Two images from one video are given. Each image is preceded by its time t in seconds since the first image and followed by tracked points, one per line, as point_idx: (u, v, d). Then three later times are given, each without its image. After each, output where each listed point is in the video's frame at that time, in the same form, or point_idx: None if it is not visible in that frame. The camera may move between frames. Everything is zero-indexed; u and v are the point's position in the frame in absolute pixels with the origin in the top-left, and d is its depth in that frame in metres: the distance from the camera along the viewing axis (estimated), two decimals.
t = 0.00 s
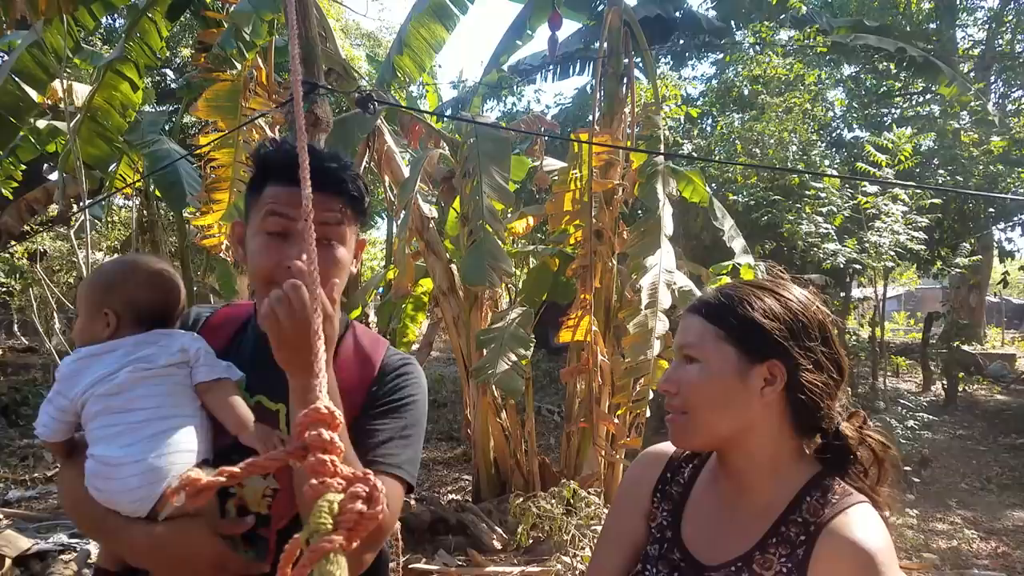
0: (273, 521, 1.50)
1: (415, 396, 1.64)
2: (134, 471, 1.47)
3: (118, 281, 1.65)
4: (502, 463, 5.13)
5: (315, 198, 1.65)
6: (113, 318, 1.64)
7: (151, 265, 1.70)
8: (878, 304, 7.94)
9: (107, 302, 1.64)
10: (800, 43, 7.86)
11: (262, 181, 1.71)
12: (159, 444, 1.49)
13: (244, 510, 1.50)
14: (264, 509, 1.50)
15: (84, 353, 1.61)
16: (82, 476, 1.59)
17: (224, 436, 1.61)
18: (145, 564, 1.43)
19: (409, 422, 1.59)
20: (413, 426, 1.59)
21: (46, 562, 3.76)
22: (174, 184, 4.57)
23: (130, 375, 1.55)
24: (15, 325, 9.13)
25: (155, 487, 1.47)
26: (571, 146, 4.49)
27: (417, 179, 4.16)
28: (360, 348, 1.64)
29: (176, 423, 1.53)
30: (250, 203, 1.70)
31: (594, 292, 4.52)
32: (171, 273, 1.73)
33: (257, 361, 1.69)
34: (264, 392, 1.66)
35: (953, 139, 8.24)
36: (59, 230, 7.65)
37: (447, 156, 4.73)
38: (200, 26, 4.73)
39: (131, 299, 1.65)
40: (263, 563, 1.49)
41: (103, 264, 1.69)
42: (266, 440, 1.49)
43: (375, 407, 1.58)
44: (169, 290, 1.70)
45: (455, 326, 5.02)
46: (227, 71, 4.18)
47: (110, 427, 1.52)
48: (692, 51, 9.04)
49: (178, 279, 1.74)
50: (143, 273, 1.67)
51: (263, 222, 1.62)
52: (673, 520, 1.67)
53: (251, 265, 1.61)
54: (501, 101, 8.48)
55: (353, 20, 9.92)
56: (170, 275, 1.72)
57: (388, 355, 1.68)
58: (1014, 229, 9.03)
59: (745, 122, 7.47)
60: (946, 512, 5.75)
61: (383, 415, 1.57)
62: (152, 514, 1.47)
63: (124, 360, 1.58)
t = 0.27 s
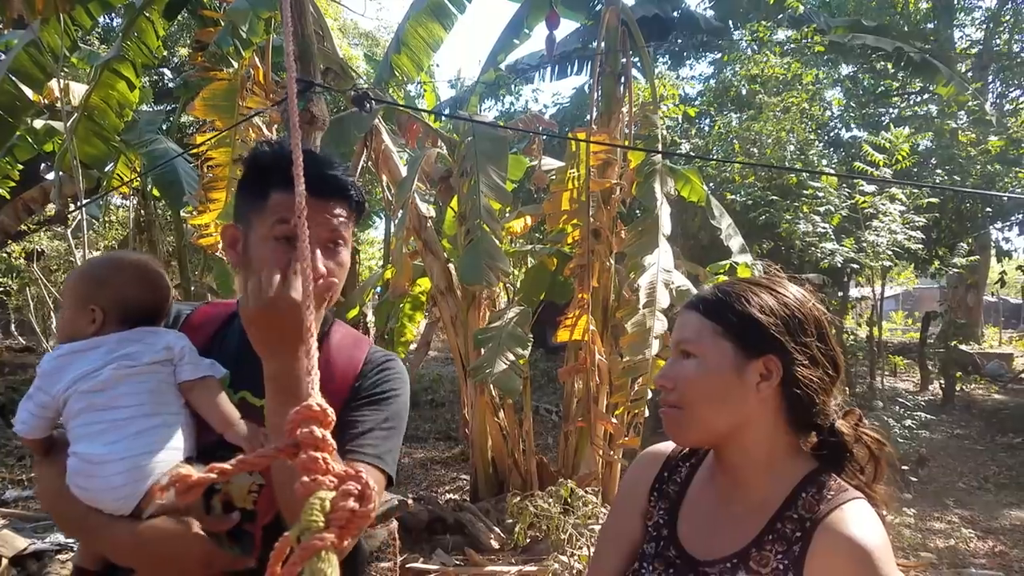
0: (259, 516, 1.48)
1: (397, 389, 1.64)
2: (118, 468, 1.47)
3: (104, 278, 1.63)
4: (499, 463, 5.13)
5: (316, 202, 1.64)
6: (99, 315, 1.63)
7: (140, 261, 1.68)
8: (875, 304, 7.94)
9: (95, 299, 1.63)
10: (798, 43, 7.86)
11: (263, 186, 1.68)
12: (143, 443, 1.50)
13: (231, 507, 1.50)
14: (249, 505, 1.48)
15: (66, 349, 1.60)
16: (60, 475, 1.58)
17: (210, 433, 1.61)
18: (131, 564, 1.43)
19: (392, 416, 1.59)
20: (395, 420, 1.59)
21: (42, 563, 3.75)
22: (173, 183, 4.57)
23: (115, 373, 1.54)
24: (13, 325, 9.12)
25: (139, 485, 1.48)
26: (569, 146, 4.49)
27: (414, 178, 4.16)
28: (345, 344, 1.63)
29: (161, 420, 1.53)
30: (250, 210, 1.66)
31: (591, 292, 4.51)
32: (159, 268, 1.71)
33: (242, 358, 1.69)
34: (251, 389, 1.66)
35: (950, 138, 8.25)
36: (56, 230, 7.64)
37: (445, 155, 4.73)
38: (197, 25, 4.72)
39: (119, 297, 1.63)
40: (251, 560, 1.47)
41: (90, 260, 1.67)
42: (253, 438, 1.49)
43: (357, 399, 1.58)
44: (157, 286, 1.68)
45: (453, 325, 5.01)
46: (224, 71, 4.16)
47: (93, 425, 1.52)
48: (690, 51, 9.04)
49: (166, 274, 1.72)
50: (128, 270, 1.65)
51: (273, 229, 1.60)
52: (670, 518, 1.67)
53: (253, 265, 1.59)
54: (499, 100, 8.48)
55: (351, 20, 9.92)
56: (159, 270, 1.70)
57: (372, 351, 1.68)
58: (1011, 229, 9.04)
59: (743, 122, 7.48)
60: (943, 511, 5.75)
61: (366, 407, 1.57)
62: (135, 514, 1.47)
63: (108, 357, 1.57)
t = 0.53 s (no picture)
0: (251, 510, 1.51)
1: (389, 389, 1.65)
2: (100, 469, 1.46)
3: (81, 280, 1.63)
4: (498, 462, 5.13)
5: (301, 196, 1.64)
6: (75, 317, 1.62)
7: (115, 262, 1.68)
8: (873, 303, 7.96)
9: (70, 301, 1.62)
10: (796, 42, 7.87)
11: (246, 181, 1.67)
12: (123, 441, 1.47)
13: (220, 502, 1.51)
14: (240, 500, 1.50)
15: (44, 351, 1.59)
16: (41, 479, 1.57)
17: (192, 431, 1.59)
18: (115, 563, 1.42)
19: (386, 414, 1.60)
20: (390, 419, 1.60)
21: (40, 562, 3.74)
22: (173, 182, 4.57)
23: (93, 372, 1.53)
24: (11, 324, 9.11)
25: (123, 484, 1.46)
26: (568, 145, 4.50)
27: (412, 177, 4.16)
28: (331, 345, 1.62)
29: (141, 419, 1.51)
30: (236, 205, 1.66)
31: (589, 291, 4.51)
32: (136, 269, 1.71)
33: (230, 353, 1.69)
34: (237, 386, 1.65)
35: (949, 138, 8.26)
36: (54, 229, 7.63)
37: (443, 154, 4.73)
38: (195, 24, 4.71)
39: (94, 297, 1.63)
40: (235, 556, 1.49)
41: (66, 263, 1.67)
42: (241, 433, 1.48)
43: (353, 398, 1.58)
44: (135, 287, 1.68)
45: (451, 324, 5.01)
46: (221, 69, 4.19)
47: (74, 426, 1.51)
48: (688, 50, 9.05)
49: (144, 275, 1.72)
50: (105, 270, 1.65)
51: (260, 224, 1.60)
52: (669, 518, 1.67)
53: (243, 263, 1.60)
54: (497, 99, 8.48)
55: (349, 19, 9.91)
56: (135, 271, 1.70)
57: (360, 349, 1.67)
58: (1009, 228, 9.06)
59: (741, 122, 7.49)
60: (941, 510, 5.76)
61: (369, 409, 1.58)
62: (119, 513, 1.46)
63: (87, 357, 1.56)
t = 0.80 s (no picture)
0: (243, 510, 1.49)
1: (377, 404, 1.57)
2: (97, 464, 1.46)
3: (71, 278, 1.64)
4: (496, 462, 5.13)
5: (273, 190, 1.63)
6: (66, 316, 1.63)
7: (103, 259, 1.69)
8: (871, 302, 7.97)
9: (60, 300, 1.63)
10: (794, 42, 7.89)
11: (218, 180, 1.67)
12: (122, 437, 1.48)
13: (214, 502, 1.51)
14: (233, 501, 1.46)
15: (39, 350, 1.60)
16: (32, 477, 1.56)
17: (185, 429, 1.59)
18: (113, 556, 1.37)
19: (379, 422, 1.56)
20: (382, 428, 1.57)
21: (38, 562, 3.73)
22: (170, 182, 4.56)
23: (91, 368, 1.54)
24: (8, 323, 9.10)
25: (120, 480, 1.46)
26: (566, 144, 4.50)
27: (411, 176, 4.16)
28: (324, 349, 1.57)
29: (140, 415, 1.52)
30: (212, 207, 1.67)
31: (587, 290, 4.51)
32: (127, 269, 1.72)
33: (220, 350, 1.65)
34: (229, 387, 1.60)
35: (947, 138, 8.25)
36: (52, 229, 7.62)
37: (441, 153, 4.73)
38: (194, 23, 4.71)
39: (86, 295, 1.64)
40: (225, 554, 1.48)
41: (56, 262, 1.68)
42: (233, 429, 1.51)
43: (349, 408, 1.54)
44: (125, 285, 1.69)
45: (450, 324, 5.01)
46: (220, 68, 4.17)
47: (72, 423, 1.52)
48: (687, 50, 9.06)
49: (133, 275, 1.73)
50: (97, 269, 1.66)
51: (233, 220, 1.61)
52: (668, 517, 1.66)
53: (223, 261, 1.60)
54: (496, 99, 8.49)
55: (347, 18, 9.90)
56: (124, 269, 1.71)
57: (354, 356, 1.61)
58: (1007, 228, 9.07)
59: (739, 121, 7.49)
60: (939, 509, 5.77)
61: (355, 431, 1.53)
62: (115, 510, 1.47)
63: (83, 354, 1.57)
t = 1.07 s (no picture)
0: (233, 511, 1.49)
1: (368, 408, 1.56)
2: (88, 462, 1.44)
3: (68, 275, 1.61)
4: (495, 461, 5.13)
5: (262, 188, 1.64)
6: (60, 314, 1.60)
7: (100, 257, 1.66)
8: (870, 301, 7.97)
9: (55, 298, 1.60)
10: (792, 41, 7.88)
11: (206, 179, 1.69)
12: (113, 436, 1.47)
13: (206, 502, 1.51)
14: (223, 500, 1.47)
15: (32, 347, 1.57)
16: (25, 476, 1.53)
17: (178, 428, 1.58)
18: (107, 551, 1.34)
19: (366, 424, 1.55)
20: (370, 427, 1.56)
21: (35, 562, 3.71)
22: (168, 181, 4.54)
23: (83, 367, 1.52)
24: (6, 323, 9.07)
25: (111, 478, 1.45)
26: (564, 144, 4.51)
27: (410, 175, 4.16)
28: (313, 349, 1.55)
29: (132, 414, 1.50)
30: (204, 203, 1.67)
31: (586, 290, 4.51)
32: (121, 267, 1.70)
33: (213, 348, 1.65)
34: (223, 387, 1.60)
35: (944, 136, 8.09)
36: (50, 228, 7.60)
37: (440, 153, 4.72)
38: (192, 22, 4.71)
39: (82, 294, 1.61)
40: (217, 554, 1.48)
41: (50, 259, 1.65)
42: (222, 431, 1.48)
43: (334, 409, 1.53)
44: (122, 283, 1.67)
45: (448, 323, 5.01)
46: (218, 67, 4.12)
47: (62, 420, 1.49)
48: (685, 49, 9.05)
49: (128, 274, 1.71)
50: (95, 267, 1.64)
51: (226, 216, 1.61)
52: (671, 517, 1.66)
53: (215, 258, 1.61)
54: (494, 98, 8.48)
55: (345, 17, 9.88)
56: (119, 267, 1.68)
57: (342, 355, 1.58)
58: (1005, 227, 9.08)
59: (738, 120, 7.50)
60: (938, 509, 5.77)
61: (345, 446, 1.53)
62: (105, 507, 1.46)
63: (76, 352, 1.54)
